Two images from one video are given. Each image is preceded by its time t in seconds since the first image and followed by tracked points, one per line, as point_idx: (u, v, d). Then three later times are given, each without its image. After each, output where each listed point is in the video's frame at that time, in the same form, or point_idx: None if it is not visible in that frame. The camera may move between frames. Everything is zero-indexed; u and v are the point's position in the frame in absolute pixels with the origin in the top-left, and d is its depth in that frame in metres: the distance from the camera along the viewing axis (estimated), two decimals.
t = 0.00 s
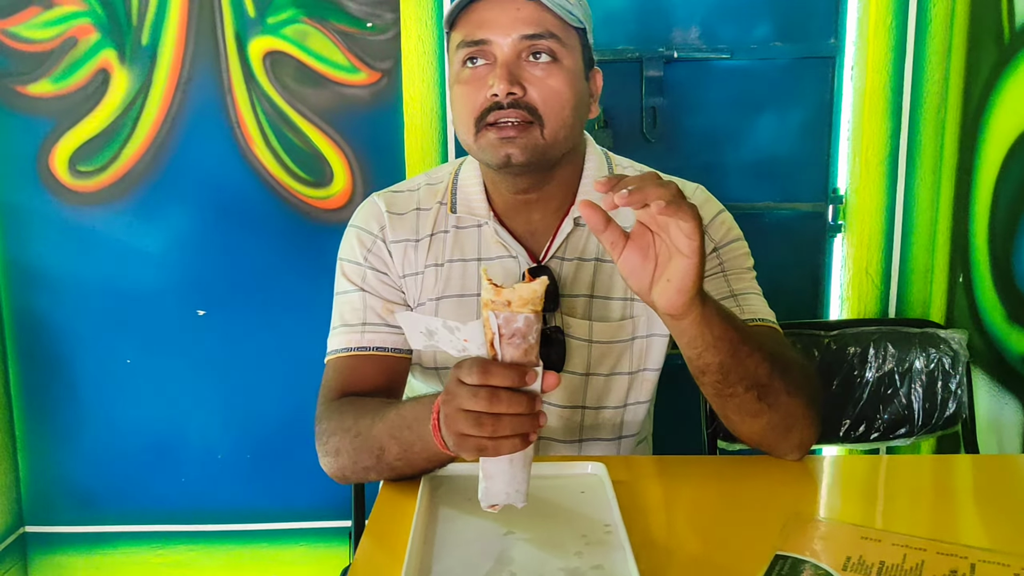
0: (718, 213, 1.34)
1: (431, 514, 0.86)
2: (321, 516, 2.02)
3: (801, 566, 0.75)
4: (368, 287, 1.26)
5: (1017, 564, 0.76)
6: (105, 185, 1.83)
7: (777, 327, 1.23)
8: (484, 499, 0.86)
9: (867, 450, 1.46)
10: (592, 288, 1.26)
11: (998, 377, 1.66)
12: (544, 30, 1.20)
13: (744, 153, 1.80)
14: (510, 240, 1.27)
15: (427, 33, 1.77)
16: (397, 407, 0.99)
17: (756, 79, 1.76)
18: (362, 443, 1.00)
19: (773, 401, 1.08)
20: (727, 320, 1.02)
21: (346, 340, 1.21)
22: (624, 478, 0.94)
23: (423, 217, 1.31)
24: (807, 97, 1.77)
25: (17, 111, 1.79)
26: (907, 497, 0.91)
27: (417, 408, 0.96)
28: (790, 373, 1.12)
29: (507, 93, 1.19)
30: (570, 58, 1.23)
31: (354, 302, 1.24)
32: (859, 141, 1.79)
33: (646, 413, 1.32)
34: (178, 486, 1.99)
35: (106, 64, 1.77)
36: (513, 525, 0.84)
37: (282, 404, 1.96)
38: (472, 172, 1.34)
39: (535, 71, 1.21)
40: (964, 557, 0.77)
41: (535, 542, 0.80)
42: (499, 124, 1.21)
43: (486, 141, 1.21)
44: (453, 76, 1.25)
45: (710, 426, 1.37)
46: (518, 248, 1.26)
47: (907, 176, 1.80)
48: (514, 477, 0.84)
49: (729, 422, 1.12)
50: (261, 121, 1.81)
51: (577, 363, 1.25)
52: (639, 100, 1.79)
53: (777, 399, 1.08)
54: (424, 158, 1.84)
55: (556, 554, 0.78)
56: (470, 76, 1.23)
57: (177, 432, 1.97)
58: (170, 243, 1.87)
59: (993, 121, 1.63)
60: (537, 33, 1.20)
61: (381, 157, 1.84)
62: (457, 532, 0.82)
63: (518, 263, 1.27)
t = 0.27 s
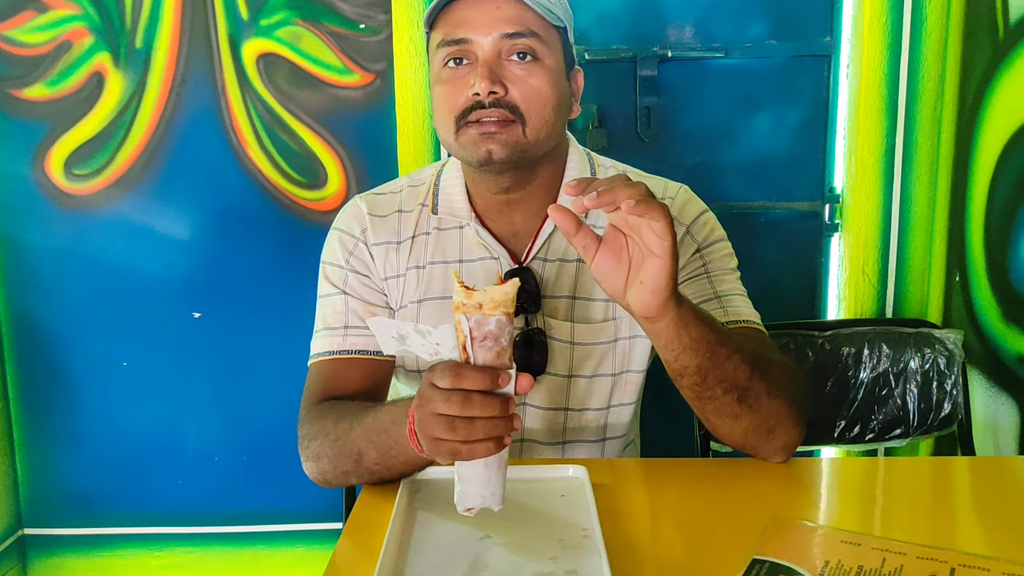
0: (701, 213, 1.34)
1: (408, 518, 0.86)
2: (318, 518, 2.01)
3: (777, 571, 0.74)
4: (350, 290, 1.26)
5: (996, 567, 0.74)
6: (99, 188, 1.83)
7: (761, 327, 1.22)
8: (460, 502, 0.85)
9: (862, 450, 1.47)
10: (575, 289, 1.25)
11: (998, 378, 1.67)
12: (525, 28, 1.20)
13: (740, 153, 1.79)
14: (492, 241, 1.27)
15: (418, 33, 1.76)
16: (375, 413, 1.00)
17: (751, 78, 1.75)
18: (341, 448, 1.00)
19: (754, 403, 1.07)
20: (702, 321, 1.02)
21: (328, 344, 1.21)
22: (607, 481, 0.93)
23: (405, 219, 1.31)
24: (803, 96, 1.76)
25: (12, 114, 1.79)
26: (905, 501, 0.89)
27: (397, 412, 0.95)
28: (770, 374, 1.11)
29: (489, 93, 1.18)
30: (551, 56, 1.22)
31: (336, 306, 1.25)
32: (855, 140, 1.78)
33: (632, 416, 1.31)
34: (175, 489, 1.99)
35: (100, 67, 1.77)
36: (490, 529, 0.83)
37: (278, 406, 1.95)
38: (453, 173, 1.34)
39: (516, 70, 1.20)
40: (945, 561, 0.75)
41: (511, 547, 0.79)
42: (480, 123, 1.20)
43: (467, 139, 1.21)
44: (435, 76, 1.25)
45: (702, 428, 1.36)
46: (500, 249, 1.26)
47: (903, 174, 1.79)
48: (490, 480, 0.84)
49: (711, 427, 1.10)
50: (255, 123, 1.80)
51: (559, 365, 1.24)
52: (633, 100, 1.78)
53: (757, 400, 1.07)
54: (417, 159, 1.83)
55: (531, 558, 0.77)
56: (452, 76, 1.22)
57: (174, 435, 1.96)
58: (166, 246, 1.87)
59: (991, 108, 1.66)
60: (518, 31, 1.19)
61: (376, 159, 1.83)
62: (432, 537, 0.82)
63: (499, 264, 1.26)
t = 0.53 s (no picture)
0: (695, 219, 1.33)
1: (397, 527, 0.85)
2: (317, 522, 2.01)
3: None
4: (344, 297, 1.26)
5: None
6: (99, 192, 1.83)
7: (756, 334, 1.22)
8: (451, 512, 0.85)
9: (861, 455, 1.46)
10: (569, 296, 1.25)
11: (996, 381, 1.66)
12: (532, 37, 1.19)
13: (739, 156, 1.78)
14: (486, 248, 1.26)
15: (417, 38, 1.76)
16: (365, 421, 1.00)
17: (748, 81, 1.75)
18: (332, 456, 1.00)
19: (747, 410, 1.07)
20: (695, 328, 1.01)
21: (321, 351, 1.21)
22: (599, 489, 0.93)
23: (398, 226, 1.31)
24: (802, 99, 1.75)
25: (12, 120, 1.79)
26: (906, 511, 0.88)
27: (388, 420, 0.95)
28: (764, 380, 1.11)
29: (498, 102, 1.18)
30: (555, 65, 1.22)
31: (329, 313, 1.25)
32: (854, 143, 1.77)
33: (626, 422, 1.30)
34: (176, 493, 1.99)
35: (99, 72, 1.77)
36: (479, 538, 0.83)
37: (278, 411, 1.95)
38: (448, 180, 1.34)
39: (523, 79, 1.20)
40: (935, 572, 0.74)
41: (499, 556, 0.79)
42: (487, 133, 1.20)
43: (473, 149, 1.21)
44: (437, 81, 1.24)
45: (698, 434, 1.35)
46: (494, 256, 1.26)
47: (903, 178, 1.78)
48: (480, 489, 0.83)
49: (705, 433, 1.10)
50: (254, 128, 1.80)
51: (554, 372, 1.24)
52: (632, 104, 1.78)
53: (750, 407, 1.07)
54: (416, 163, 1.83)
55: (518, 568, 0.77)
56: (457, 84, 1.21)
57: (174, 438, 1.96)
58: (166, 250, 1.87)
59: (990, 111, 1.64)
60: (525, 41, 1.19)
61: (374, 163, 1.83)
62: (422, 546, 0.81)
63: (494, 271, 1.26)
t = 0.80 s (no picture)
0: (699, 223, 1.33)
1: (398, 530, 0.85)
2: (323, 524, 2.01)
3: None
4: (347, 300, 1.27)
5: None
6: (106, 195, 1.84)
7: (760, 338, 1.21)
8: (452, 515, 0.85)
9: (867, 458, 1.45)
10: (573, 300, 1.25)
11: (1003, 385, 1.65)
12: (541, 41, 1.20)
13: (745, 158, 1.78)
14: (489, 252, 1.26)
15: (422, 40, 1.76)
16: (367, 424, 1.00)
17: (754, 83, 1.74)
18: (334, 458, 1.00)
19: (749, 414, 1.07)
20: (696, 331, 1.01)
21: (324, 354, 1.21)
22: (600, 492, 0.93)
23: (402, 229, 1.31)
24: (808, 101, 1.74)
25: (19, 123, 1.80)
26: (912, 516, 0.87)
27: (390, 424, 0.95)
28: (766, 384, 1.10)
29: (505, 105, 1.18)
30: (562, 70, 1.23)
31: (334, 315, 1.25)
32: (860, 144, 1.76)
33: (630, 425, 1.30)
34: (182, 494, 1.99)
35: (106, 74, 1.78)
36: (479, 542, 0.83)
37: (284, 412, 1.95)
38: (452, 182, 1.34)
39: (531, 81, 1.20)
40: None
41: (499, 560, 0.79)
42: (493, 136, 1.20)
43: (479, 153, 1.21)
44: (443, 83, 1.24)
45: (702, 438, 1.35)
46: (498, 259, 1.26)
47: (909, 180, 1.77)
48: (481, 492, 0.83)
49: (707, 438, 1.10)
50: (259, 130, 1.81)
51: (557, 376, 1.24)
52: (638, 106, 1.77)
53: (752, 411, 1.07)
54: (421, 165, 1.83)
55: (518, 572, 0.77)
56: (463, 86, 1.21)
57: (181, 440, 1.97)
58: (172, 251, 1.88)
59: (996, 112, 1.65)
60: (533, 44, 1.19)
61: (379, 166, 1.83)
62: (423, 549, 0.81)
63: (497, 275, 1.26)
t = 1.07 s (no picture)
0: (699, 225, 1.32)
1: (396, 534, 0.85)
2: (325, 526, 2.01)
3: None
4: (347, 302, 1.27)
5: None
6: (109, 197, 1.84)
7: (761, 341, 1.21)
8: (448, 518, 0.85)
9: (871, 462, 1.45)
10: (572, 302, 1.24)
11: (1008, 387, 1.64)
12: (536, 45, 1.20)
13: (749, 160, 1.77)
14: (488, 254, 1.26)
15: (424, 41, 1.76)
16: (365, 427, 1.00)
17: (757, 84, 1.73)
18: (332, 462, 1.00)
19: (748, 418, 1.06)
20: (696, 334, 1.01)
21: (324, 357, 1.21)
22: (600, 495, 0.93)
23: (401, 232, 1.31)
24: (811, 103, 1.74)
25: (24, 125, 1.81)
26: (915, 521, 0.87)
27: (388, 426, 0.95)
28: (766, 387, 1.10)
29: (502, 110, 1.17)
30: (559, 71, 1.22)
31: (333, 318, 1.25)
32: (865, 146, 1.76)
33: (631, 428, 1.30)
34: (185, 495, 2.00)
35: (109, 76, 1.79)
36: (477, 545, 0.82)
37: (287, 413, 1.95)
38: (451, 185, 1.33)
39: (528, 85, 1.19)
40: None
41: (497, 564, 0.79)
42: (492, 141, 1.20)
43: (478, 157, 1.21)
44: (440, 89, 1.24)
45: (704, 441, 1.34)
46: (497, 262, 1.25)
47: (914, 182, 1.77)
48: (477, 495, 0.83)
49: (706, 441, 1.09)
50: (263, 132, 1.81)
51: (557, 379, 1.23)
52: (640, 108, 1.77)
53: (752, 415, 1.06)
54: (424, 167, 1.83)
55: None
56: (461, 91, 1.21)
57: (184, 442, 1.97)
58: (175, 253, 1.88)
59: (1001, 115, 1.63)
60: (529, 47, 1.19)
61: (382, 167, 1.83)
62: (420, 552, 0.81)
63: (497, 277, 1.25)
